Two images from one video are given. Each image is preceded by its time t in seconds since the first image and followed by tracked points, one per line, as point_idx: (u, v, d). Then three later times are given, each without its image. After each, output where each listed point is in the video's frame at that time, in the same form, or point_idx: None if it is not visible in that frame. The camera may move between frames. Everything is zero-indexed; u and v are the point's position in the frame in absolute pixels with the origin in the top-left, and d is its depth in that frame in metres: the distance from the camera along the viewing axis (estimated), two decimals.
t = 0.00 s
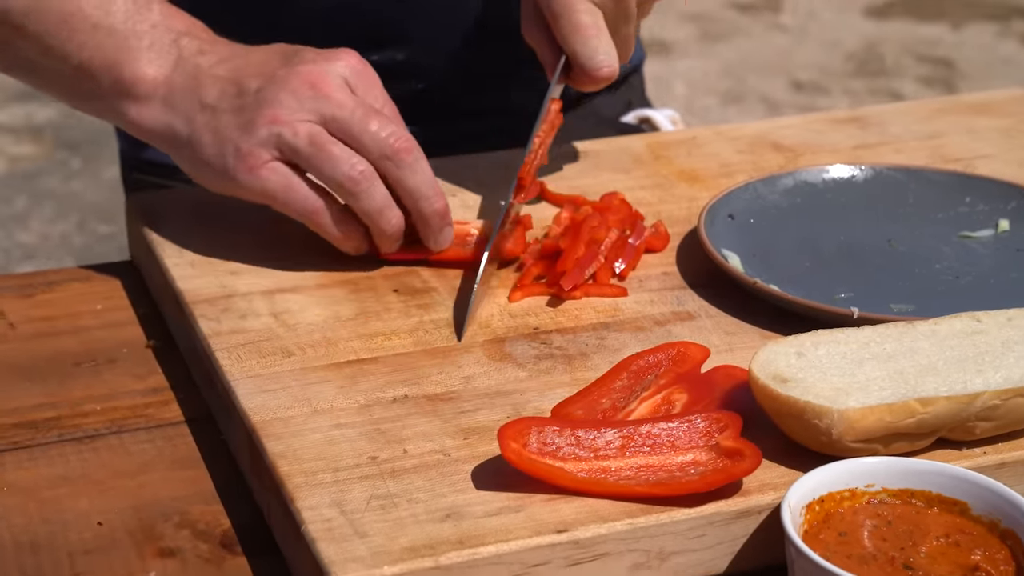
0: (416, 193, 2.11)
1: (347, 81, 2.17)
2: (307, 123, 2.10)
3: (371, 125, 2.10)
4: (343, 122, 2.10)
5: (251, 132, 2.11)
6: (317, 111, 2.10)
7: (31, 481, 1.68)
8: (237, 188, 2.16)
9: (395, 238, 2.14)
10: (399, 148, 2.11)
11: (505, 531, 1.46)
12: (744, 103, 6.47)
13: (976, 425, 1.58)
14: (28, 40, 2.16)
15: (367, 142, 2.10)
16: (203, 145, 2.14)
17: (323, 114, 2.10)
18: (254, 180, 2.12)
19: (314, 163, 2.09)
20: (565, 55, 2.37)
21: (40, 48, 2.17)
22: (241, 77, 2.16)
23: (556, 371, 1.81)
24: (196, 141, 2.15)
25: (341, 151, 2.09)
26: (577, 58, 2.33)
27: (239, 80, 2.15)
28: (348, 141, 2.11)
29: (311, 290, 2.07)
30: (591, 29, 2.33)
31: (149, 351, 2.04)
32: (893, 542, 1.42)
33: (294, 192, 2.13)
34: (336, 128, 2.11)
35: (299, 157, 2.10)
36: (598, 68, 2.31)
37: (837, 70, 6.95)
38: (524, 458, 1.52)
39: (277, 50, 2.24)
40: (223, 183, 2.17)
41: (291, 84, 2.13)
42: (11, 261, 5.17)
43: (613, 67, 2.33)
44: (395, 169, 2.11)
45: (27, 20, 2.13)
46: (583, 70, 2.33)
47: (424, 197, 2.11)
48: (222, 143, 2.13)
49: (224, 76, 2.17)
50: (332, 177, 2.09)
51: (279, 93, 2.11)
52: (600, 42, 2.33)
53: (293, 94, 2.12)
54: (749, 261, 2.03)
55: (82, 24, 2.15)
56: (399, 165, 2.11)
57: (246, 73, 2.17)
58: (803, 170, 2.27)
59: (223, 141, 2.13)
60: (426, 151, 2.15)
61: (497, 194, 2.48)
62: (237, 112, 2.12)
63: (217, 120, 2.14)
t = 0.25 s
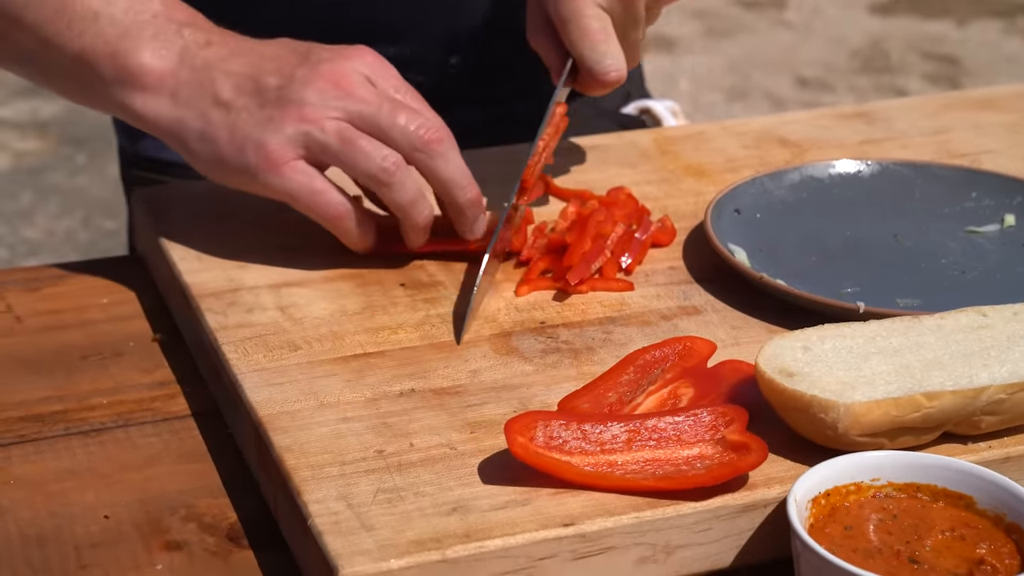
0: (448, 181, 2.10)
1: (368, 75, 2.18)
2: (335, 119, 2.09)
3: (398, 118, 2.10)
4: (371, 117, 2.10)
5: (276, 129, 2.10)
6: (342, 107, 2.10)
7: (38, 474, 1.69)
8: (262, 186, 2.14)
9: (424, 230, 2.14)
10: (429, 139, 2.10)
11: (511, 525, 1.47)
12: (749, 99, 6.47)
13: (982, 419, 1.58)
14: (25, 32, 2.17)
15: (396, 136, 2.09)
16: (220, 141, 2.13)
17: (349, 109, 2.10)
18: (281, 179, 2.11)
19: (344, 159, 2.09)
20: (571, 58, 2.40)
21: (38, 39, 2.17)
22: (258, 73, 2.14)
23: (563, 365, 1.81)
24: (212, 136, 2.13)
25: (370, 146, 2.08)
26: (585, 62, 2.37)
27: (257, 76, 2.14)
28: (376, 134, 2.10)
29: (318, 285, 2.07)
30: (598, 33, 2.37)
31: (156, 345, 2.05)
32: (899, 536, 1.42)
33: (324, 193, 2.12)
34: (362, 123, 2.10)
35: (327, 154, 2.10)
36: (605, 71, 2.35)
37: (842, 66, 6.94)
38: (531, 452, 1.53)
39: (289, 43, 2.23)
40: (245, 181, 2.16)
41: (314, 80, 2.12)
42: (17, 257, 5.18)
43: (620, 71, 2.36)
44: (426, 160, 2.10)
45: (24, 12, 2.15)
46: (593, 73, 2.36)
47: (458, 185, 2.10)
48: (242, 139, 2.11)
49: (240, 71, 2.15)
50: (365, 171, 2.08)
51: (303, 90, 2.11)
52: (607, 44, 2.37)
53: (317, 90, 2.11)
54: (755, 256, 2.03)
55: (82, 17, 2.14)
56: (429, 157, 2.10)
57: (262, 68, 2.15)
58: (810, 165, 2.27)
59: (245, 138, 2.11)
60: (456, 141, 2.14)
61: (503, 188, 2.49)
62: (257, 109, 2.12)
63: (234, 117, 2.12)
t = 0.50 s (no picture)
0: (480, 184, 2.14)
1: (403, 68, 2.19)
2: (379, 109, 2.08)
3: (440, 115, 2.11)
4: (414, 110, 2.09)
5: (319, 107, 2.05)
6: (386, 96, 2.09)
7: (42, 471, 1.69)
8: (292, 163, 2.10)
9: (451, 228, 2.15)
10: (469, 140, 2.12)
11: (514, 521, 1.47)
12: (751, 98, 6.47)
13: (983, 416, 1.59)
14: None
15: (438, 132, 2.10)
16: (253, 106, 2.04)
17: (393, 100, 2.09)
18: (316, 162, 2.08)
19: (386, 149, 2.07)
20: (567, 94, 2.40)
21: None
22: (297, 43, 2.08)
23: (566, 362, 1.81)
24: (244, 98, 2.04)
25: (411, 140, 2.08)
26: (582, 99, 2.36)
27: (298, 46, 2.07)
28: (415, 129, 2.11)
29: (320, 282, 2.08)
30: (593, 70, 2.37)
31: (160, 342, 2.05)
32: (900, 532, 1.42)
33: (353, 183, 2.11)
34: (403, 114, 2.10)
35: (367, 142, 2.08)
36: (602, 108, 2.35)
37: (844, 65, 6.94)
38: (534, 449, 1.53)
39: (323, 18, 2.19)
40: (274, 154, 2.09)
41: (359, 65, 2.10)
42: (20, 254, 5.19)
43: (617, 108, 2.36)
44: (463, 160, 2.12)
45: None
46: (588, 110, 2.36)
47: (489, 189, 2.14)
48: (280, 110, 2.04)
49: (277, 34, 2.06)
50: (406, 165, 2.08)
51: (348, 71, 2.08)
52: (604, 83, 2.36)
53: (361, 75, 2.09)
54: (758, 253, 2.03)
55: None
56: (466, 158, 2.12)
57: (303, 40, 2.10)
58: (812, 163, 2.28)
59: (283, 109, 2.04)
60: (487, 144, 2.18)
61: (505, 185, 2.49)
62: (299, 79, 2.06)
63: (271, 81, 2.04)
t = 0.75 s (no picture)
0: (484, 181, 2.17)
1: (408, 66, 2.21)
2: (388, 108, 2.10)
3: (447, 113, 2.13)
4: (421, 108, 2.11)
5: (328, 106, 2.06)
6: (393, 94, 2.10)
7: (43, 468, 1.69)
8: (299, 162, 2.10)
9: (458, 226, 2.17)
10: (475, 138, 2.14)
11: (515, 519, 1.47)
12: (750, 97, 6.46)
13: (983, 414, 1.59)
14: None
15: (444, 129, 2.12)
16: (263, 106, 2.03)
17: (400, 98, 2.11)
18: (323, 161, 2.09)
19: (394, 147, 2.09)
20: (549, 129, 2.38)
21: None
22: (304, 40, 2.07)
23: (566, 360, 1.82)
24: (252, 97, 2.02)
25: (419, 138, 2.10)
26: (564, 130, 2.34)
27: (306, 44, 2.06)
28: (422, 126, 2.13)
29: (321, 280, 2.08)
30: (574, 100, 2.36)
31: (161, 340, 2.05)
32: (901, 530, 1.42)
33: (360, 182, 2.12)
34: (410, 113, 2.12)
35: (375, 140, 2.09)
36: (584, 138, 2.32)
37: (843, 64, 6.94)
38: (534, 447, 1.53)
39: (325, 15, 2.19)
40: (280, 153, 2.09)
41: (366, 63, 2.11)
42: (19, 253, 5.19)
43: (599, 136, 2.33)
44: (469, 158, 2.15)
45: None
46: (572, 144, 2.34)
47: (492, 186, 2.18)
48: (289, 109, 2.04)
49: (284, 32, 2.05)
50: (414, 162, 2.10)
51: (356, 70, 2.09)
52: (584, 114, 2.35)
53: (369, 73, 2.10)
54: (758, 251, 2.03)
55: None
56: (473, 156, 2.15)
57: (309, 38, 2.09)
58: (812, 161, 2.28)
59: (292, 108, 2.04)
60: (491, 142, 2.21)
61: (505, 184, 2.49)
62: (308, 78, 2.06)
63: (279, 80, 2.03)
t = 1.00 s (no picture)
0: (477, 179, 2.17)
1: (400, 64, 2.20)
2: (379, 107, 2.10)
3: (438, 111, 2.13)
4: (413, 107, 2.12)
5: (320, 107, 2.06)
6: (385, 94, 2.10)
7: (44, 465, 1.69)
8: (293, 164, 2.10)
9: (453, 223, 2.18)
10: (467, 136, 2.15)
11: (516, 516, 1.47)
12: (750, 95, 6.46)
13: (984, 412, 1.59)
14: None
15: (436, 128, 2.13)
16: (254, 110, 2.03)
17: (391, 97, 2.11)
18: (317, 161, 2.09)
19: (387, 146, 2.09)
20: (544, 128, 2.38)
21: None
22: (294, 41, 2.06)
23: (567, 357, 1.82)
24: (244, 101, 2.03)
25: (412, 136, 2.10)
26: (560, 132, 2.34)
27: (296, 45, 2.06)
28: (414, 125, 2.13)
29: (322, 277, 2.08)
30: (570, 102, 2.36)
31: (161, 337, 2.05)
32: (902, 527, 1.42)
33: (354, 181, 2.12)
34: (402, 112, 2.12)
35: (368, 140, 2.09)
36: (581, 140, 2.33)
37: (843, 62, 6.93)
38: (535, 444, 1.53)
39: (315, 14, 2.17)
40: (274, 155, 2.09)
41: (357, 63, 2.11)
42: (18, 251, 5.19)
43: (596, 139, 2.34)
44: (461, 156, 2.15)
45: None
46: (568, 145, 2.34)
47: (485, 184, 2.18)
48: (281, 112, 2.04)
49: (275, 35, 2.04)
50: (407, 160, 2.10)
51: (347, 70, 2.08)
52: (580, 115, 2.35)
53: (360, 73, 2.10)
54: (759, 249, 2.03)
55: None
56: (465, 154, 2.15)
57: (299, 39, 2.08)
58: (813, 159, 2.28)
59: (283, 111, 2.04)
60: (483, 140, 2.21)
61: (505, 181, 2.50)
62: (299, 80, 2.05)
63: (270, 83, 2.03)
